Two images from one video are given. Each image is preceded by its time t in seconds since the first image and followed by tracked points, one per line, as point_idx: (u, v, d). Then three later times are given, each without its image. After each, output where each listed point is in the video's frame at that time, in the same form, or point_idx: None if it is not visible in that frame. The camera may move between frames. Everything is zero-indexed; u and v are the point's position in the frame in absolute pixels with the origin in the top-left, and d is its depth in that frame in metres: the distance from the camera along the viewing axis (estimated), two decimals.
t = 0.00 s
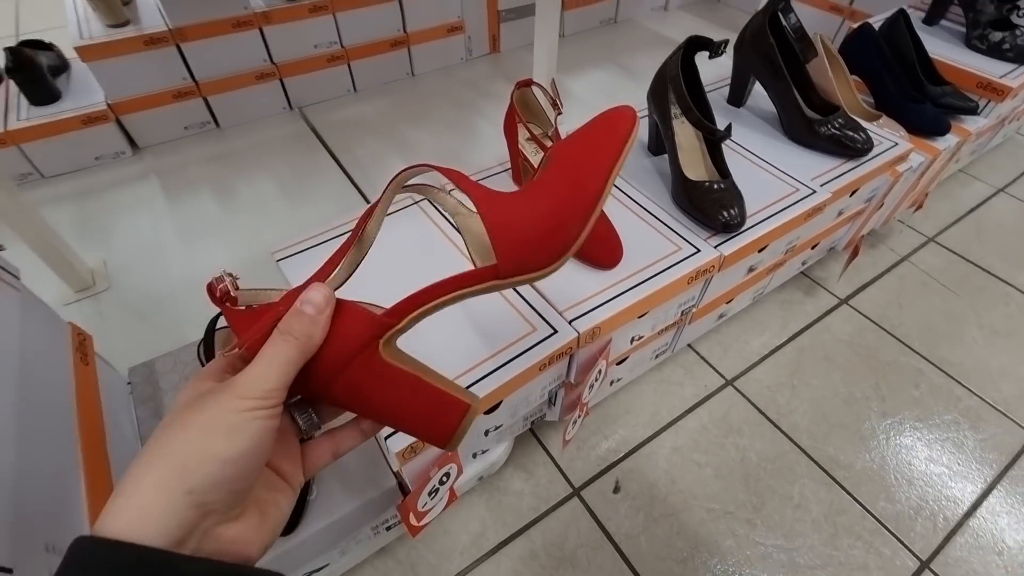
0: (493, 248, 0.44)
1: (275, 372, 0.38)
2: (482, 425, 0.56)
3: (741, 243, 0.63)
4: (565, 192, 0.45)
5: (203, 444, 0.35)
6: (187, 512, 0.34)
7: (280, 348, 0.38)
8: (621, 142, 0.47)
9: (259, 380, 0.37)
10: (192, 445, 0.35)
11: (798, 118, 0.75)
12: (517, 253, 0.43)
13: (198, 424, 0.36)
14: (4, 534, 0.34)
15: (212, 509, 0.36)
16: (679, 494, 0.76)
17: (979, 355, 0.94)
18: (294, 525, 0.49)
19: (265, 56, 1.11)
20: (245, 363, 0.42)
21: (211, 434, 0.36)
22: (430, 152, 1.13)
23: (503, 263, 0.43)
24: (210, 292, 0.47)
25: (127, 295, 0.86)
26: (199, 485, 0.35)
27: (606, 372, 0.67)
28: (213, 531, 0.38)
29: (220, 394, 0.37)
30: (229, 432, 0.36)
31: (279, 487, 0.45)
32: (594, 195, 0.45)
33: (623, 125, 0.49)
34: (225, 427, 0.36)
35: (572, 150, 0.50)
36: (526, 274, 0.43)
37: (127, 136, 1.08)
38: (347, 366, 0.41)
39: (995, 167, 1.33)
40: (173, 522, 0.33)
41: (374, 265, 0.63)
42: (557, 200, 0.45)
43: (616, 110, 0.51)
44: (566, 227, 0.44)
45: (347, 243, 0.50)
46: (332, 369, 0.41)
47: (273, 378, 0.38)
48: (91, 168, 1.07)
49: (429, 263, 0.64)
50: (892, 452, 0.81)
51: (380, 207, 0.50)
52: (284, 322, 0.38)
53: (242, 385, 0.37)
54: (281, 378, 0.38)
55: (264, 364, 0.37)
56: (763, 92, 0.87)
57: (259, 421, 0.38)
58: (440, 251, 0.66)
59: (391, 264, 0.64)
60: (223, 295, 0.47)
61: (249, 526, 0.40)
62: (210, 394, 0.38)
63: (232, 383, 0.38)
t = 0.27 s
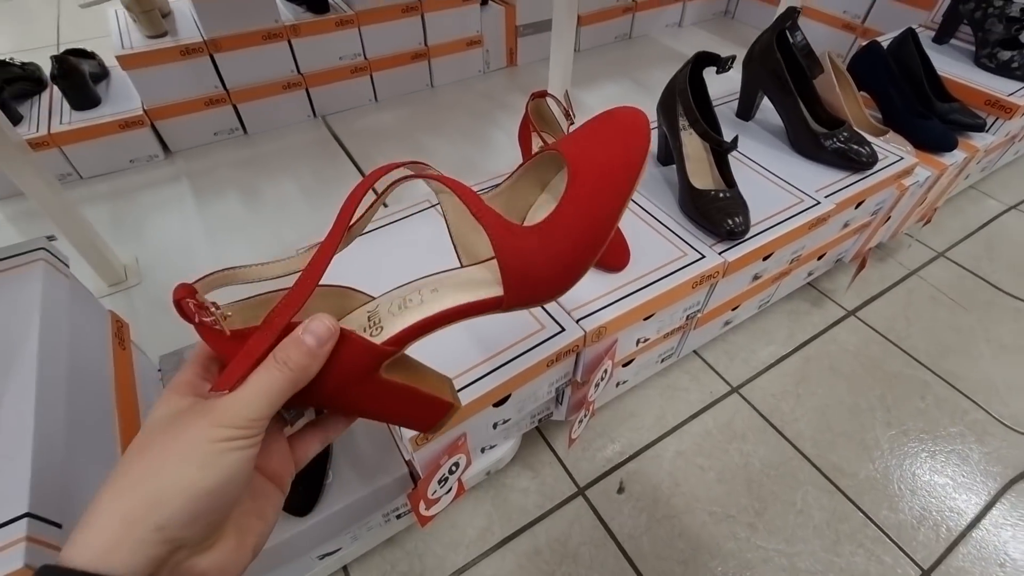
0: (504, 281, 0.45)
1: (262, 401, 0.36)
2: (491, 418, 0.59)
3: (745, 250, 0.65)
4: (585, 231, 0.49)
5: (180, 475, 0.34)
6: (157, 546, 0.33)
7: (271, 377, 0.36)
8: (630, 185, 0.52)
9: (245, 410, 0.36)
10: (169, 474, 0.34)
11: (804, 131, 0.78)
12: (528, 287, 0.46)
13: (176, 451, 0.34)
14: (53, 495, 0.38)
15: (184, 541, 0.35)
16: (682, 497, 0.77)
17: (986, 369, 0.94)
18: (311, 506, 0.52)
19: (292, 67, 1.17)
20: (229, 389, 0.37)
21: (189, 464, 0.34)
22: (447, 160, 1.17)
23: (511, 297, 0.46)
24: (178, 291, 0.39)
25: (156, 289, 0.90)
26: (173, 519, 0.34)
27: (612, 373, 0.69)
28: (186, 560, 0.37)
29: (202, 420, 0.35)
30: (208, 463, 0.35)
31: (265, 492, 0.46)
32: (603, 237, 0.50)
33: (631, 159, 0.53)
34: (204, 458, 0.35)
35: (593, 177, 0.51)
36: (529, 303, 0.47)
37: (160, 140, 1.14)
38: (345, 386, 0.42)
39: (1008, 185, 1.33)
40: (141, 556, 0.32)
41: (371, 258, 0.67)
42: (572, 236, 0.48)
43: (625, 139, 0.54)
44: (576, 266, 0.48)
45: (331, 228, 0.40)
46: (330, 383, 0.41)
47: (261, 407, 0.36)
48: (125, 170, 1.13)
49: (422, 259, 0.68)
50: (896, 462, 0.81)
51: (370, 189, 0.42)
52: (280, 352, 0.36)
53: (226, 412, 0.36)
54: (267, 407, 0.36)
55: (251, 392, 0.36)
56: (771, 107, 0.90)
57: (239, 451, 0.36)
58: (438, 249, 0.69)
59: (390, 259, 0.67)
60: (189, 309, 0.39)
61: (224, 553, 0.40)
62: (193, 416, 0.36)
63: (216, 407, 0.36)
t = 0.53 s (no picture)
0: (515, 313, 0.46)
1: (264, 422, 0.37)
2: (496, 420, 0.60)
3: (744, 253, 0.66)
4: (598, 267, 0.50)
5: (180, 497, 0.34)
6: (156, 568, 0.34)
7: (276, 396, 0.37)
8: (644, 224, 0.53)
9: (247, 432, 0.36)
10: (171, 496, 0.34)
11: (801, 136, 0.79)
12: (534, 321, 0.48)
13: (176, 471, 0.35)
14: (77, 492, 0.40)
15: (183, 561, 0.36)
16: (688, 500, 0.78)
17: (994, 370, 0.94)
18: (321, 507, 0.53)
19: (301, 84, 1.20)
20: (228, 409, 0.38)
21: (189, 485, 0.35)
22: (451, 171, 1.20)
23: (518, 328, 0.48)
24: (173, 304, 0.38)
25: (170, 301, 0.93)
26: (172, 541, 0.34)
27: (615, 375, 0.70)
28: None
29: (203, 439, 0.36)
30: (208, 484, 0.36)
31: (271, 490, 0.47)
32: (611, 273, 0.52)
33: (650, 195, 0.53)
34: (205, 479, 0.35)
35: (616, 214, 0.50)
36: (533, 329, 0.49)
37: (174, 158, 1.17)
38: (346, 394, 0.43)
39: (1012, 186, 1.33)
40: None
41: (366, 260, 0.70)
42: (585, 275, 0.49)
43: (644, 168, 0.53)
44: (584, 300, 0.50)
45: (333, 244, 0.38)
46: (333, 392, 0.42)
47: (263, 427, 0.37)
48: (141, 187, 1.16)
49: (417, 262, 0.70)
50: (904, 464, 0.81)
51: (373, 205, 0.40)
52: (289, 373, 0.37)
53: (228, 433, 0.36)
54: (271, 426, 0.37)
55: (254, 413, 0.36)
56: (768, 113, 0.92)
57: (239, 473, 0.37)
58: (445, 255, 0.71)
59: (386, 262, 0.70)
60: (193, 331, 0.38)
61: (227, 566, 0.40)
62: (193, 434, 0.37)
63: (217, 428, 0.36)
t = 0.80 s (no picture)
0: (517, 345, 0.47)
1: (261, 433, 0.37)
2: (495, 427, 0.61)
3: (737, 258, 0.67)
4: (604, 305, 0.50)
5: (177, 504, 0.35)
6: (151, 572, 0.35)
7: (274, 407, 0.38)
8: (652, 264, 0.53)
9: (244, 442, 0.37)
10: (167, 503, 0.35)
11: (790, 143, 0.81)
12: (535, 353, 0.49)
13: (172, 478, 0.36)
14: (83, 500, 0.41)
15: (178, 565, 0.37)
16: (691, 507, 0.77)
17: (994, 371, 0.94)
18: (323, 517, 0.54)
19: (301, 104, 1.23)
20: (227, 415, 0.39)
21: (185, 493, 0.36)
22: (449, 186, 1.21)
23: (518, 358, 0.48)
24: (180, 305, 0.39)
25: (173, 318, 0.94)
26: (167, 547, 0.35)
27: (614, 382, 0.70)
28: None
29: (200, 446, 0.37)
30: (204, 491, 0.37)
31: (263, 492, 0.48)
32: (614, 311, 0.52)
33: (661, 237, 0.53)
34: (201, 486, 0.36)
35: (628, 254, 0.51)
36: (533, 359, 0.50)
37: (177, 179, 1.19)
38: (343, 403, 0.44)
39: (1006, 188, 1.34)
40: None
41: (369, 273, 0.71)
42: (590, 312, 0.49)
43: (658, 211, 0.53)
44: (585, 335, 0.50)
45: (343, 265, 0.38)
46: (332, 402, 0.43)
47: (259, 437, 0.38)
48: (145, 208, 1.18)
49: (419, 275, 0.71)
50: (906, 467, 0.81)
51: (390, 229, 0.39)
52: (292, 384, 0.37)
53: (226, 442, 0.37)
54: (267, 437, 0.38)
55: (252, 424, 0.37)
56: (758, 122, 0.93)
57: (234, 481, 0.38)
58: (448, 268, 0.72)
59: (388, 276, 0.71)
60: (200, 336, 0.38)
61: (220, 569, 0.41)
62: (190, 441, 0.37)
63: (215, 435, 0.37)
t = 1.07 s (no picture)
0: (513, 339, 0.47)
1: (259, 422, 0.38)
2: (496, 429, 0.61)
3: (734, 259, 0.68)
4: (598, 298, 0.51)
5: (177, 491, 0.36)
6: (150, 560, 0.35)
7: (273, 396, 0.38)
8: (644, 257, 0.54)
9: (243, 431, 0.38)
10: (168, 490, 0.35)
11: (786, 147, 0.82)
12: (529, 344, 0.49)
13: (171, 467, 0.36)
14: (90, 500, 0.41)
15: (175, 555, 0.37)
16: (692, 508, 0.77)
17: (993, 370, 0.94)
18: (326, 519, 0.54)
19: (301, 112, 1.24)
20: (225, 406, 0.39)
21: (184, 480, 0.36)
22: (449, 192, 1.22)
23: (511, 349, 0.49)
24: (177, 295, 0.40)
25: (176, 324, 0.94)
26: (166, 535, 0.35)
27: (614, 383, 0.71)
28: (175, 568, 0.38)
29: (199, 434, 0.37)
30: (203, 479, 0.37)
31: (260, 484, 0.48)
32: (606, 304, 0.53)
33: (654, 231, 0.54)
34: (200, 474, 0.37)
35: (618, 248, 0.51)
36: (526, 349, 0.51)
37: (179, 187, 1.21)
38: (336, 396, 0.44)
39: (1002, 190, 1.35)
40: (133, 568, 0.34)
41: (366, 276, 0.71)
42: (583, 304, 0.50)
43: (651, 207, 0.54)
44: (577, 326, 0.51)
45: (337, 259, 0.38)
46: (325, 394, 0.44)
47: (256, 426, 0.38)
48: (147, 216, 1.19)
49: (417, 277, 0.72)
50: (907, 468, 0.81)
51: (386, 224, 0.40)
52: (287, 375, 0.38)
53: (226, 430, 0.38)
54: (266, 425, 0.39)
55: (251, 412, 0.38)
56: (753, 126, 0.94)
57: (232, 470, 0.38)
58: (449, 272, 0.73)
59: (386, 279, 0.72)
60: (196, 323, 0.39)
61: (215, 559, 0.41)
62: (189, 430, 0.38)
63: (214, 424, 0.38)
